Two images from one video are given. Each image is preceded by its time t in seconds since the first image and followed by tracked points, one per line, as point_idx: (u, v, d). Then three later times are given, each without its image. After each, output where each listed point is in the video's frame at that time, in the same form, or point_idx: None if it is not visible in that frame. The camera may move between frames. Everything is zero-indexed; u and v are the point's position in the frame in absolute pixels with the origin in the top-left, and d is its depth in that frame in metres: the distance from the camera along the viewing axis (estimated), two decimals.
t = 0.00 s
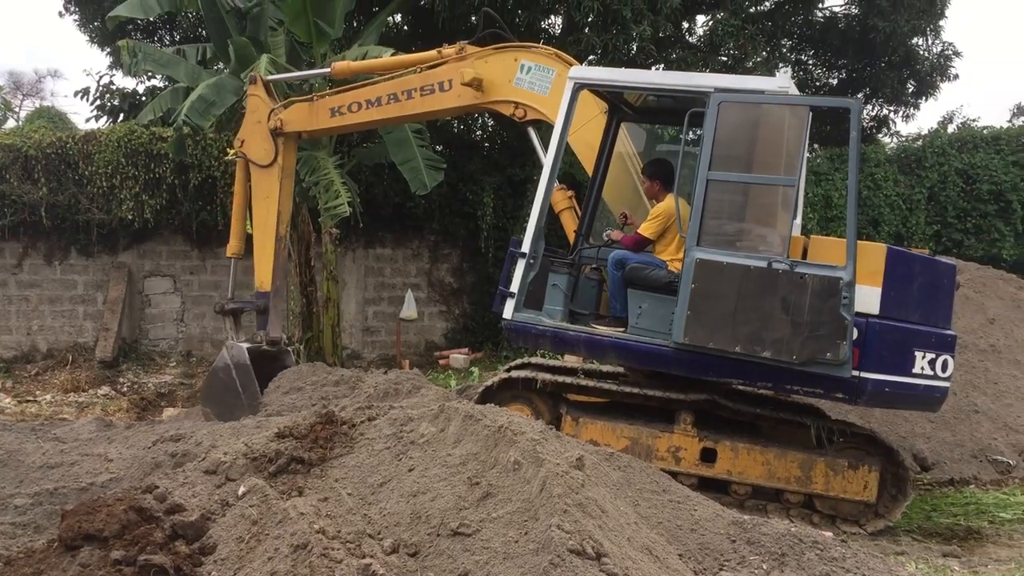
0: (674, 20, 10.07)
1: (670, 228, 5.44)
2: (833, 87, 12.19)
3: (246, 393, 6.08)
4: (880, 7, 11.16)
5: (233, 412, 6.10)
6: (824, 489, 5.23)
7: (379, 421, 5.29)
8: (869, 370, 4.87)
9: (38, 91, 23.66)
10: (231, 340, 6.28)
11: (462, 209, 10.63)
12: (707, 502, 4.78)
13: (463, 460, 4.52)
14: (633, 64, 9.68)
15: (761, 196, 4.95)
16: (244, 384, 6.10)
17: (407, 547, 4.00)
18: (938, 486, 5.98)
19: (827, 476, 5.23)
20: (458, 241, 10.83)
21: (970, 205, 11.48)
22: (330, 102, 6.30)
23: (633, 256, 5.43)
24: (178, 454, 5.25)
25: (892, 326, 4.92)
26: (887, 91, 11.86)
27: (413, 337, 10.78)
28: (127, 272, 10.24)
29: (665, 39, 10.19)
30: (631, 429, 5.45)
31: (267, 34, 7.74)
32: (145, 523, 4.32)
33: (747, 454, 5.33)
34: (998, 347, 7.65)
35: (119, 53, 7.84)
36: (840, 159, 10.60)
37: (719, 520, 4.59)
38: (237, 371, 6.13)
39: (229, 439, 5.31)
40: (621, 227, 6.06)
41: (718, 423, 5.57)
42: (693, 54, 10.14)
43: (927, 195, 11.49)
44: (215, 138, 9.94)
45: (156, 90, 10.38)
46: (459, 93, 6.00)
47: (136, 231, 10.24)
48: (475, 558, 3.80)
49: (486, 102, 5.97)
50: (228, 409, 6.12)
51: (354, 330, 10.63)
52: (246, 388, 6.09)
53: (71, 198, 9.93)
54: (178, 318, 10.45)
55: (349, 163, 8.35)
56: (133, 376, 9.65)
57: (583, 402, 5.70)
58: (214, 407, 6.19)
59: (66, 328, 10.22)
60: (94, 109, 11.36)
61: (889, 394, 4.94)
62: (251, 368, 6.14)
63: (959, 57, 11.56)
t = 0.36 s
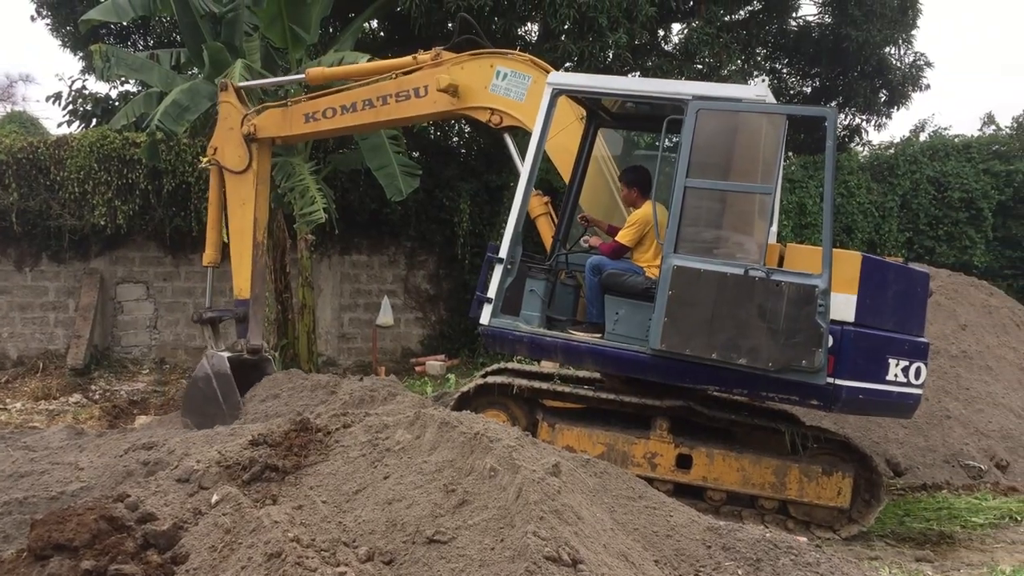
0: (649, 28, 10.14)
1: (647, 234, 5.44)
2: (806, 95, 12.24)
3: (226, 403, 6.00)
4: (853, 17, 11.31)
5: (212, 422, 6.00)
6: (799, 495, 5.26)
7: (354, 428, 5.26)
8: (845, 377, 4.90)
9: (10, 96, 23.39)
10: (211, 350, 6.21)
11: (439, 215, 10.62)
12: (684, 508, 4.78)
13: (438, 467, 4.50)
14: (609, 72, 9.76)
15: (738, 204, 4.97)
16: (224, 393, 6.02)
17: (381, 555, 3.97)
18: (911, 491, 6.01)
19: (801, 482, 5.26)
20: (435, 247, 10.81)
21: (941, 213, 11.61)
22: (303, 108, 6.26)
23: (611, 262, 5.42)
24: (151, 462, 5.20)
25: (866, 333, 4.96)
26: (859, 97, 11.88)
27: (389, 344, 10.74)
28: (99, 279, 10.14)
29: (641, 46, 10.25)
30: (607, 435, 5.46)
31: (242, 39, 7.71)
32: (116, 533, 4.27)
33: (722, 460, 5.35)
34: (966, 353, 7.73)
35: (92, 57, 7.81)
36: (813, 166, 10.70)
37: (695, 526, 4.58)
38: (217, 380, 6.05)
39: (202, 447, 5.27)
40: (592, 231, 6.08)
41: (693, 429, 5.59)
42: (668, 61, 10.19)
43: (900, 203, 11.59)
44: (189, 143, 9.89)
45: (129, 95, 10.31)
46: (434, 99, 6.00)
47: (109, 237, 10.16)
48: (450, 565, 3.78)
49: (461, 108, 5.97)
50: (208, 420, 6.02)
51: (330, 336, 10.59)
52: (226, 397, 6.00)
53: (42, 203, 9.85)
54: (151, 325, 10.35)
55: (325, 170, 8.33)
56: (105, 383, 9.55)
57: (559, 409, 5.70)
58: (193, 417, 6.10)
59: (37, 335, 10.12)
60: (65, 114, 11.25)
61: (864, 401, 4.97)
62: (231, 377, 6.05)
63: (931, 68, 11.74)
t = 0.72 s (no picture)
0: (635, 28, 10.16)
1: (631, 235, 5.44)
2: (792, 95, 12.18)
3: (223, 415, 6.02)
4: (838, 18, 11.37)
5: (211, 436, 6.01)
6: (785, 493, 5.28)
7: (340, 429, 5.24)
8: (828, 374, 4.92)
9: None
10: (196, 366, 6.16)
11: (425, 215, 10.62)
12: (670, 508, 4.78)
13: (424, 467, 4.49)
14: (595, 72, 9.78)
15: (721, 203, 4.98)
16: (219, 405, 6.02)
17: (368, 556, 3.97)
18: (895, 490, 6.06)
19: (787, 480, 5.28)
20: (421, 248, 10.80)
21: (926, 212, 11.67)
22: (283, 118, 6.27)
23: (595, 263, 5.44)
24: (135, 464, 5.18)
25: (850, 330, 4.98)
26: (846, 96, 11.91)
27: (376, 344, 10.73)
28: (83, 280, 10.09)
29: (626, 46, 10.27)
30: (593, 435, 5.47)
31: (227, 39, 7.70)
32: (100, 536, 4.25)
33: (708, 459, 5.36)
34: (948, 352, 7.76)
35: (76, 57, 7.81)
36: (799, 166, 10.74)
37: (682, 525, 4.58)
38: (210, 394, 6.04)
39: (186, 449, 5.25)
40: (581, 234, 6.01)
41: (680, 428, 5.60)
42: (655, 61, 10.21)
43: (885, 203, 11.64)
44: (174, 144, 9.86)
45: (114, 95, 10.28)
46: (415, 106, 6.03)
47: (93, 237, 10.11)
48: (437, 566, 3.78)
49: (441, 114, 6.01)
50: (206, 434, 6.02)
51: (316, 337, 10.57)
52: (222, 408, 6.01)
53: (26, 204, 9.81)
54: (136, 326, 10.30)
55: (311, 170, 8.32)
56: (89, 385, 9.50)
57: (545, 409, 5.71)
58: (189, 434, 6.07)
59: (20, 336, 10.08)
60: (49, 114, 11.18)
61: (848, 398, 4.99)
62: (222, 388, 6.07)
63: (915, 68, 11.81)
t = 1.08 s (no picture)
0: (630, 27, 10.16)
1: (626, 234, 5.44)
2: (787, 93, 12.22)
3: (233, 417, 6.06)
4: (833, 17, 11.39)
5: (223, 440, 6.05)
6: (781, 491, 5.28)
7: (336, 429, 5.24)
8: (824, 372, 4.91)
9: None
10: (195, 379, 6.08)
11: (421, 215, 10.61)
12: (666, 507, 4.77)
13: (421, 467, 4.49)
14: (591, 71, 9.77)
15: (716, 202, 4.98)
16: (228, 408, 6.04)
17: (364, 556, 3.97)
18: (891, 488, 6.06)
19: (783, 478, 5.29)
20: (417, 247, 10.79)
21: (921, 211, 11.68)
22: (276, 124, 6.27)
23: (590, 262, 5.44)
24: (131, 465, 5.18)
25: (845, 328, 4.99)
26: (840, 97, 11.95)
27: (371, 344, 10.72)
28: (78, 280, 10.07)
29: (622, 45, 10.26)
30: (590, 434, 5.47)
31: (221, 39, 7.69)
32: (96, 536, 4.25)
33: (704, 457, 5.37)
34: (942, 350, 7.77)
35: (69, 57, 7.71)
36: (794, 165, 10.75)
37: (678, 524, 4.58)
38: (215, 400, 6.02)
39: (182, 449, 5.25)
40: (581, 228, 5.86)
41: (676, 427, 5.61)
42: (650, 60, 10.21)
43: (880, 201, 11.66)
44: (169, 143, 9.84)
45: (108, 95, 10.25)
46: (406, 109, 6.04)
47: (87, 238, 10.09)
48: (433, 565, 3.78)
49: (433, 117, 6.01)
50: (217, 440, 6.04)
51: (312, 336, 10.56)
52: (231, 410, 6.04)
53: (20, 205, 9.78)
54: (132, 327, 10.29)
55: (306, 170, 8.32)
56: (85, 386, 9.49)
57: (542, 409, 5.71)
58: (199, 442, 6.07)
59: (16, 337, 10.06)
60: (43, 114, 11.16)
61: (844, 396, 5.00)
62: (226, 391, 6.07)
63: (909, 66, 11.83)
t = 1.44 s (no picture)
0: (628, 27, 10.15)
1: (623, 233, 5.44)
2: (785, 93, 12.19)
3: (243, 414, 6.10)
4: (831, 17, 11.40)
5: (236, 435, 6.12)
6: (779, 490, 5.29)
7: (334, 428, 5.24)
8: (822, 370, 4.92)
9: None
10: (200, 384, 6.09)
11: (419, 215, 10.62)
12: (664, 506, 4.77)
13: (420, 467, 4.49)
14: (589, 71, 9.77)
15: (713, 201, 4.98)
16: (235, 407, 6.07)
17: (362, 555, 3.97)
18: (889, 487, 6.06)
19: (781, 477, 5.29)
20: (415, 247, 10.79)
21: (919, 211, 11.69)
22: (273, 127, 6.25)
23: (587, 262, 5.45)
24: (129, 465, 5.18)
25: (843, 327, 4.99)
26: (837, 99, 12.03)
27: (369, 344, 10.72)
28: (76, 280, 10.06)
29: (620, 45, 10.26)
30: (588, 434, 5.47)
31: (220, 39, 7.69)
32: (94, 536, 4.25)
33: (702, 457, 5.37)
34: (940, 350, 7.77)
35: (67, 57, 7.71)
36: (793, 164, 10.75)
37: (676, 524, 4.57)
38: (220, 401, 6.04)
39: (181, 449, 5.26)
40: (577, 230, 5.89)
41: (674, 427, 5.61)
42: (648, 60, 10.20)
43: (878, 201, 11.67)
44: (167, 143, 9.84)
45: (106, 95, 10.25)
46: (403, 112, 6.05)
47: (86, 238, 10.09)
48: (431, 565, 3.78)
49: (430, 119, 6.04)
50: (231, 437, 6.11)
51: (310, 336, 10.57)
52: (238, 409, 6.06)
53: (18, 205, 9.78)
54: (130, 327, 10.29)
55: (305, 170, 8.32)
56: (83, 386, 9.49)
57: (540, 408, 5.71)
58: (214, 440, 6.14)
59: (13, 337, 10.05)
60: (41, 114, 11.16)
61: (841, 394, 5.00)
62: (231, 390, 6.06)
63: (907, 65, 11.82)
